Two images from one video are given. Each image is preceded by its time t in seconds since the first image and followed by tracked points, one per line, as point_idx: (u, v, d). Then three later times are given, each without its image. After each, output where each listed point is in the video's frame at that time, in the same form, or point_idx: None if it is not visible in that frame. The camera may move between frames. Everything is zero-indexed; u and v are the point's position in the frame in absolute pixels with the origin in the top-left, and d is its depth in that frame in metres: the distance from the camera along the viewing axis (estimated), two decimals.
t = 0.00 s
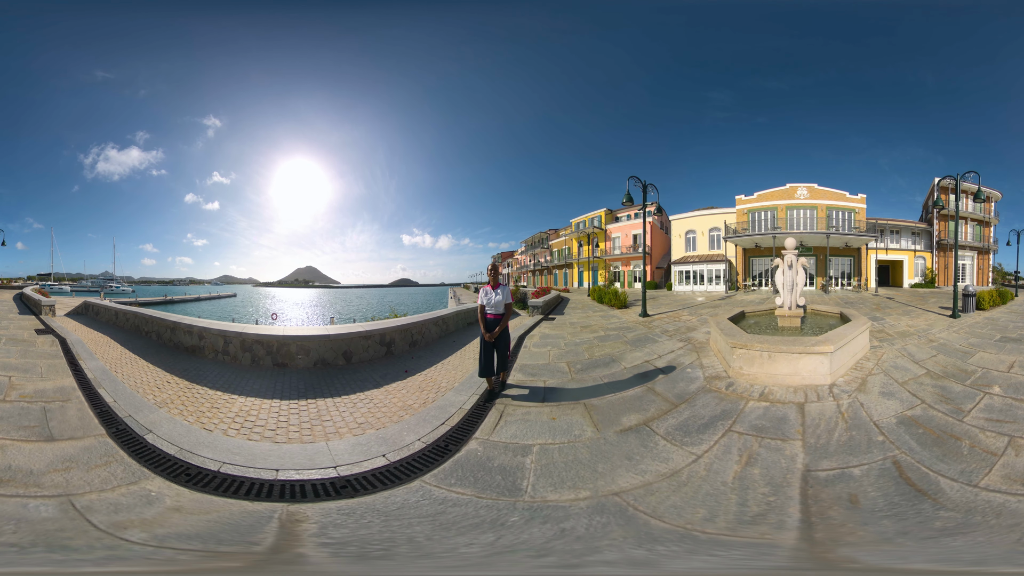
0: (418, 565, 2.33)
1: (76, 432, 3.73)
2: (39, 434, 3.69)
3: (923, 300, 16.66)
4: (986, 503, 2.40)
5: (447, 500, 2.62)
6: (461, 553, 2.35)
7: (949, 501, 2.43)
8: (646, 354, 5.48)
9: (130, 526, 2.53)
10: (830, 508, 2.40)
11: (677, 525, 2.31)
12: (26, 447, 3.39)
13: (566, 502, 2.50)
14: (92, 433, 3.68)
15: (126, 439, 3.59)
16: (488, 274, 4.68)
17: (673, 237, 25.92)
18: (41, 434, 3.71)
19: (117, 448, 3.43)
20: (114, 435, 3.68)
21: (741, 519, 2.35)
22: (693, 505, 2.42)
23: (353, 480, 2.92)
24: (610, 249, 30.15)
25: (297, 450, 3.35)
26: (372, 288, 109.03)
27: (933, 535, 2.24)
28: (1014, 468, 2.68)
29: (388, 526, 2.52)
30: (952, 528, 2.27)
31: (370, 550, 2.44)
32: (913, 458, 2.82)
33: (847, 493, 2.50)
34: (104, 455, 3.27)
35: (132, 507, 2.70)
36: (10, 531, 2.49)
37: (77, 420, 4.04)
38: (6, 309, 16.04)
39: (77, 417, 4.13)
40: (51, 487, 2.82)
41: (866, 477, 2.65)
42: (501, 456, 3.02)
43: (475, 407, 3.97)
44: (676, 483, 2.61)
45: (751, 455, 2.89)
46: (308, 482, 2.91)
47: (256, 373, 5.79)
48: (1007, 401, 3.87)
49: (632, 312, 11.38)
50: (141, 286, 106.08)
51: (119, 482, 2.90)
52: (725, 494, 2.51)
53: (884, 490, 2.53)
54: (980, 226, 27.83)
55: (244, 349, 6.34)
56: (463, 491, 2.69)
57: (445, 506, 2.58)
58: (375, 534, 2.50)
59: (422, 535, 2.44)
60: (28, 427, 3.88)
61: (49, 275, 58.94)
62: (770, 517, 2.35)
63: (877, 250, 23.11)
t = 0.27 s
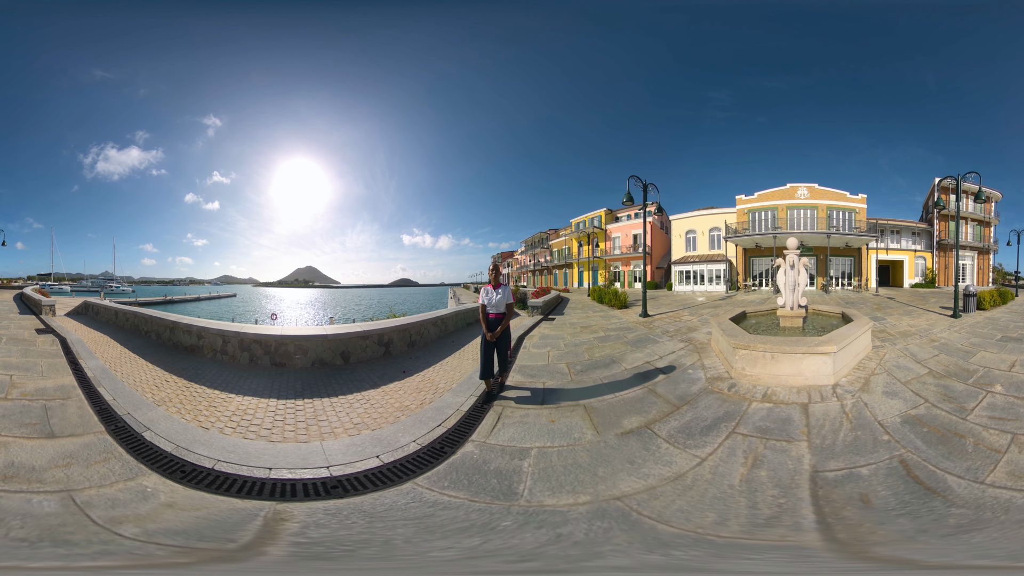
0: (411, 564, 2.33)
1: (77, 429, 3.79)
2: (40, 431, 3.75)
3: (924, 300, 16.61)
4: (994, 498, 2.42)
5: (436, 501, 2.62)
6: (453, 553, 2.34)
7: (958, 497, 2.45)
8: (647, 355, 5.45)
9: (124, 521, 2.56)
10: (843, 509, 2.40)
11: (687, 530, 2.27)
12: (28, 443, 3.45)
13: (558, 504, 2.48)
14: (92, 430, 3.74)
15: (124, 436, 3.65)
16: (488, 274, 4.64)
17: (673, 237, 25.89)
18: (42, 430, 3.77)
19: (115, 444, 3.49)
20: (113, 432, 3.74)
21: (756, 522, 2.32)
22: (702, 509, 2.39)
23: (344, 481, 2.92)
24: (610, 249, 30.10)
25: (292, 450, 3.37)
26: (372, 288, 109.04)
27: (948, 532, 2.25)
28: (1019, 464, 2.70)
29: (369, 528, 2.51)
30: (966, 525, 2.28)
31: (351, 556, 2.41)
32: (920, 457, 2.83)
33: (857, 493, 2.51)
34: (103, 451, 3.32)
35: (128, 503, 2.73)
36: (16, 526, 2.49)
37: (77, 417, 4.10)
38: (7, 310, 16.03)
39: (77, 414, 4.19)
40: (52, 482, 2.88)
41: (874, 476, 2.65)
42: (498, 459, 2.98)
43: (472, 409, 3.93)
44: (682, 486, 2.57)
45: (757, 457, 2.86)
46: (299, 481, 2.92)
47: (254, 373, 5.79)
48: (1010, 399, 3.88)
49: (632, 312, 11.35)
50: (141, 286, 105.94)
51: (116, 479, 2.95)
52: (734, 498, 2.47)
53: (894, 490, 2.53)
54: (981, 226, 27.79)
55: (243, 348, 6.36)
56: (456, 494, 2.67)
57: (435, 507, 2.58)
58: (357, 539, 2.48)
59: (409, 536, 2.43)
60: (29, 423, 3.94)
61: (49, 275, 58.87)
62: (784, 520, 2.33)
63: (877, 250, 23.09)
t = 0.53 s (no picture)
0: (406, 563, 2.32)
1: (77, 426, 3.86)
2: (41, 428, 3.81)
3: (925, 300, 16.55)
4: (1002, 495, 2.44)
5: (426, 502, 2.62)
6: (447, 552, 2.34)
7: (967, 494, 2.47)
8: (648, 356, 5.42)
9: (120, 516, 2.59)
10: (856, 508, 2.39)
11: (695, 533, 2.25)
12: (30, 440, 3.51)
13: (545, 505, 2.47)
14: (91, 428, 3.80)
15: (123, 433, 3.70)
16: (488, 275, 4.61)
17: (673, 237, 25.86)
18: (43, 428, 3.84)
19: (113, 441, 3.55)
20: (112, 430, 3.80)
21: (771, 524, 2.31)
22: (712, 513, 2.36)
23: (336, 480, 2.92)
24: (610, 249, 30.07)
25: (286, 449, 3.38)
26: (373, 288, 109.03)
27: (962, 527, 2.26)
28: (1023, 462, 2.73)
29: (350, 532, 2.49)
30: (977, 521, 2.29)
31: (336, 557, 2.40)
32: (926, 456, 2.84)
33: (869, 492, 2.50)
34: (102, 448, 3.38)
35: (125, 498, 2.77)
36: (23, 521, 2.52)
37: (77, 415, 4.17)
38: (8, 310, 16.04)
39: (78, 411, 4.26)
40: (53, 478, 2.93)
41: (882, 475, 2.65)
42: (493, 462, 2.93)
43: (470, 410, 3.89)
44: (688, 490, 2.53)
45: (763, 459, 2.83)
46: (290, 480, 2.93)
47: (252, 373, 5.80)
48: (1012, 397, 3.90)
49: (632, 312, 11.32)
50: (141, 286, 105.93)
51: (112, 475, 2.99)
52: (741, 501, 2.45)
53: (903, 489, 2.53)
54: (981, 226, 27.75)
55: (241, 348, 6.38)
56: (447, 496, 2.65)
57: (422, 508, 2.58)
58: (338, 543, 2.46)
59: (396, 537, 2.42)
60: (31, 421, 4.01)
61: (49, 275, 58.98)
62: (796, 523, 2.31)
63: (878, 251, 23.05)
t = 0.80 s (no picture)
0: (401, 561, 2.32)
1: (76, 423, 3.91)
2: (42, 426, 3.86)
3: (926, 300, 16.50)
4: (1008, 490, 2.46)
5: (414, 502, 2.63)
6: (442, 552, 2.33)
7: (976, 491, 2.47)
8: (648, 356, 5.39)
9: (117, 511, 2.61)
10: (870, 508, 2.39)
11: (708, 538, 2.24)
12: (31, 437, 3.54)
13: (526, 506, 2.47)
14: (91, 425, 3.83)
15: (121, 430, 3.74)
16: (488, 274, 4.57)
17: (673, 237, 25.81)
18: (45, 425, 3.88)
19: (111, 437, 3.58)
20: (111, 426, 3.84)
21: (791, 525, 2.29)
22: (723, 517, 2.34)
23: (329, 480, 2.93)
24: (610, 249, 30.05)
25: (280, 447, 3.40)
26: (373, 288, 109.03)
27: (978, 524, 2.26)
28: None
29: (330, 533, 2.48)
30: (990, 517, 2.29)
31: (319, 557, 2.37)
32: (932, 454, 2.84)
33: (880, 492, 2.48)
34: (101, 444, 3.41)
35: (122, 493, 2.78)
36: (29, 516, 2.54)
37: (77, 412, 4.21)
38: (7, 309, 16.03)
39: (78, 409, 4.30)
40: (53, 473, 2.95)
41: (891, 473, 2.64)
42: (488, 466, 2.89)
43: (467, 412, 3.85)
44: (694, 494, 2.50)
45: (770, 461, 2.80)
46: (283, 478, 2.94)
47: (250, 372, 5.81)
48: (1014, 395, 3.91)
49: (632, 313, 11.28)
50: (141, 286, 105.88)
51: (110, 471, 3.00)
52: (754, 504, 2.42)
53: (913, 486, 2.52)
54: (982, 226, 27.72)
55: (239, 347, 6.38)
56: (437, 499, 2.63)
57: (406, 510, 2.58)
58: (318, 545, 2.43)
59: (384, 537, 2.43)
60: (33, 418, 4.06)
61: (49, 275, 58.97)
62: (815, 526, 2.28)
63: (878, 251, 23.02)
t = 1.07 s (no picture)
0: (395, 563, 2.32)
1: (77, 421, 3.97)
2: (43, 423, 3.91)
3: (926, 300, 16.46)
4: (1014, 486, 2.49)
5: (404, 505, 2.61)
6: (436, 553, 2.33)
7: (983, 488, 2.49)
8: (649, 357, 5.35)
9: (115, 506, 2.65)
10: (884, 507, 2.38)
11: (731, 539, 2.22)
12: (33, 434, 3.60)
13: (514, 506, 2.47)
14: (90, 423, 3.89)
15: (120, 428, 3.79)
16: (486, 274, 4.55)
17: (673, 237, 25.76)
18: (46, 423, 3.94)
19: (111, 434, 3.63)
20: (111, 424, 3.90)
21: (808, 527, 2.28)
22: (736, 520, 2.31)
23: (321, 480, 2.93)
24: (610, 249, 30.02)
25: (275, 446, 3.41)
26: (373, 288, 108.97)
27: (989, 520, 2.27)
28: None
29: (312, 533, 2.48)
30: (1000, 514, 2.30)
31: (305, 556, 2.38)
32: (937, 453, 2.86)
33: (889, 491, 2.49)
34: (101, 441, 3.46)
35: (119, 489, 2.83)
36: (33, 512, 2.58)
37: (77, 410, 4.26)
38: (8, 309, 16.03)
39: (79, 407, 4.36)
40: (53, 469, 3.01)
41: (899, 473, 2.64)
42: (483, 469, 2.86)
43: (464, 413, 3.81)
44: (700, 498, 2.46)
45: (777, 463, 2.76)
46: (276, 477, 2.96)
47: (248, 372, 5.82)
48: (1017, 394, 3.93)
49: (632, 313, 11.26)
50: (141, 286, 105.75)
51: (107, 468, 3.05)
52: (765, 506, 2.39)
53: (921, 485, 2.53)
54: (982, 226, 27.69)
55: (238, 347, 6.37)
56: (426, 501, 2.62)
57: (395, 510, 2.59)
58: (298, 544, 2.43)
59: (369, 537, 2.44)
60: (34, 417, 4.11)
61: (49, 275, 58.94)
62: (834, 529, 2.27)
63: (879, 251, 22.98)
